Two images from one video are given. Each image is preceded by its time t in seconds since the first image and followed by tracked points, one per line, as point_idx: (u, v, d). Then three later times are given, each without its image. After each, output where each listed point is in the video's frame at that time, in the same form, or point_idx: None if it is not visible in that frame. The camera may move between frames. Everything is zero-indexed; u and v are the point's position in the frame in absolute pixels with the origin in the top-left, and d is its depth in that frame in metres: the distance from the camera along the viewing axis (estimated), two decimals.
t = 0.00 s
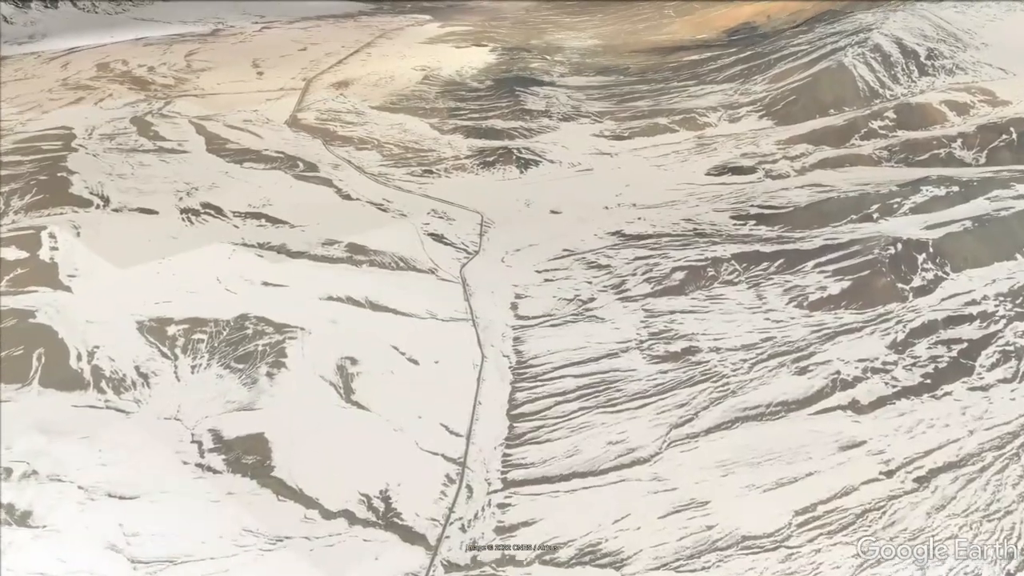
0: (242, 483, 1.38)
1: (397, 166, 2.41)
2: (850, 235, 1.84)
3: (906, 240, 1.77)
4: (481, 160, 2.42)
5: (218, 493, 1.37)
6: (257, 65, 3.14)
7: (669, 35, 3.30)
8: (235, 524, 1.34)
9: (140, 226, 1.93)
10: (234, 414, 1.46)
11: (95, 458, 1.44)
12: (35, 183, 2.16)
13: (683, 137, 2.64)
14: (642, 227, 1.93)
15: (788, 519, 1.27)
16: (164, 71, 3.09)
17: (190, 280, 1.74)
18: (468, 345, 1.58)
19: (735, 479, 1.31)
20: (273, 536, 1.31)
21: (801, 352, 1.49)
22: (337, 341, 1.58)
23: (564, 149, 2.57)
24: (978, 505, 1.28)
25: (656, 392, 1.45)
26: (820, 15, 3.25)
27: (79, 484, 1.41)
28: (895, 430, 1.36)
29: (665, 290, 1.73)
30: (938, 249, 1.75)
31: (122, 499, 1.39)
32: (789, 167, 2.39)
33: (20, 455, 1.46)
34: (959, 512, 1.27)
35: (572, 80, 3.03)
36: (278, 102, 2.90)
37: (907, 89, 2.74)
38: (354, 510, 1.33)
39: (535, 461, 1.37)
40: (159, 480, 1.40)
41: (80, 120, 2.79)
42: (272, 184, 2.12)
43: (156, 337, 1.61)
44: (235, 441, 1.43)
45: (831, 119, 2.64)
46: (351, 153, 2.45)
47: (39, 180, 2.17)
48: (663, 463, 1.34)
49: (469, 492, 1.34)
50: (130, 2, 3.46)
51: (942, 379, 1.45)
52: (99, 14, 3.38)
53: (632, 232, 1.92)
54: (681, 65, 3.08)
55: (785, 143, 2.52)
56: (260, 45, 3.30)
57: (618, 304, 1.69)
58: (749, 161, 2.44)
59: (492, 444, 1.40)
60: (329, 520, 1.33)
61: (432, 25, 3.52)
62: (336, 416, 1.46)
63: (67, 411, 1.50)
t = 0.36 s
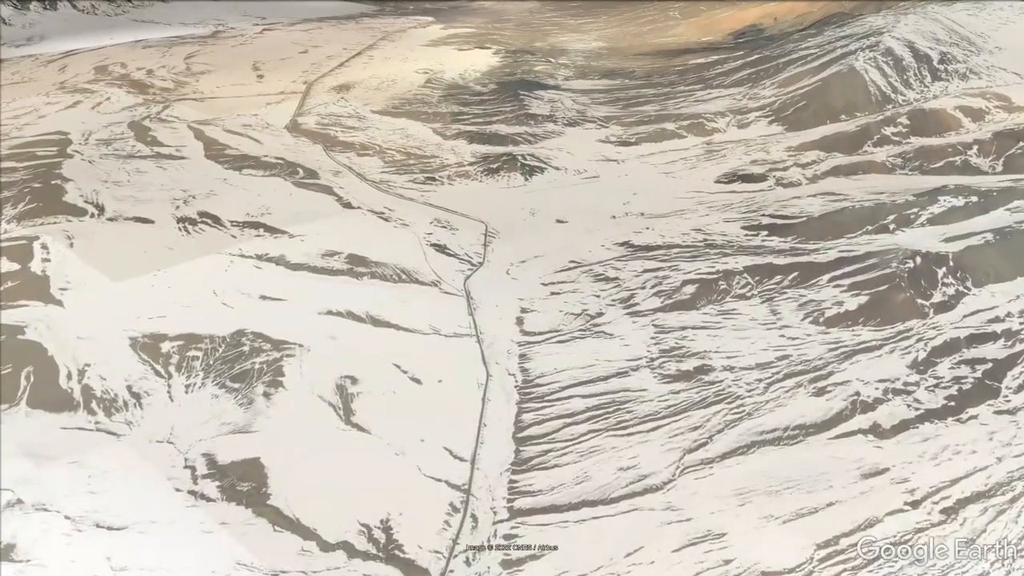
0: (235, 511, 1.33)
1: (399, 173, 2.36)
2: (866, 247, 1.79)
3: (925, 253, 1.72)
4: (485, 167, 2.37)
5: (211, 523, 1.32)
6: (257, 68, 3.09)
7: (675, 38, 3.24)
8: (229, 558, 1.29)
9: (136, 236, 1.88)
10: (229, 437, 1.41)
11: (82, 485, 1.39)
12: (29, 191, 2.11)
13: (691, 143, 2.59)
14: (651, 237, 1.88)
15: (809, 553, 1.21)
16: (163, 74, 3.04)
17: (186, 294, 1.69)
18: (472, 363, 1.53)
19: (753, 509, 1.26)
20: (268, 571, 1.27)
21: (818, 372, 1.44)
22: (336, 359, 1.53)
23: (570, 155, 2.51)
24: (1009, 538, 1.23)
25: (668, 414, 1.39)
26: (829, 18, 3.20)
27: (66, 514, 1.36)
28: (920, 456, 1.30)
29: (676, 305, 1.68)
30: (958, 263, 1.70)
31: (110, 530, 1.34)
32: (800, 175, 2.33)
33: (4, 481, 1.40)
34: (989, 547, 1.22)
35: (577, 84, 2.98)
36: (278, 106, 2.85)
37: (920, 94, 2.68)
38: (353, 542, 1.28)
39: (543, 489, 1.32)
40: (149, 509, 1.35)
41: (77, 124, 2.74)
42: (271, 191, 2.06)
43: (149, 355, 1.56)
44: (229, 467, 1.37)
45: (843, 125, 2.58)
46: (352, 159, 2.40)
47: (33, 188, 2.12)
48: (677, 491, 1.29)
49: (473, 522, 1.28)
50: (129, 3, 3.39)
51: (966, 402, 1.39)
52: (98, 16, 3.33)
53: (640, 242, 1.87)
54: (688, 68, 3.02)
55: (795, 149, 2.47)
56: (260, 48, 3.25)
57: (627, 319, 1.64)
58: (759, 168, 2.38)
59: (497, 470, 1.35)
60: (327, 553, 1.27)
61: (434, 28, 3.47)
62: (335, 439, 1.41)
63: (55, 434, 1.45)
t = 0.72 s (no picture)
0: (233, 540, 1.28)
1: (403, 180, 2.31)
2: (886, 258, 1.74)
3: (947, 266, 1.68)
4: (491, 174, 2.32)
5: (207, 554, 1.27)
6: (258, 70, 3.05)
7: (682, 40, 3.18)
8: None
9: (134, 246, 1.84)
10: (227, 459, 1.37)
11: (74, 513, 1.34)
12: (24, 199, 2.07)
13: (700, 148, 2.53)
14: (661, 247, 1.84)
15: None
16: (163, 77, 2.99)
17: (184, 308, 1.64)
18: (480, 381, 1.48)
19: (775, 540, 1.21)
20: None
21: (839, 392, 1.40)
22: (339, 377, 1.48)
23: (577, 161, 2.46)
24: None
25: (684, 436, 1.34)
26: (838, 20, 3.14)
27: (56, 543, 1.32)
28: (949, 484, 1.26)
29: (689, 319, 1.63)
30: (982, 276, 1.68)
31: (101, 562, 1.29)
32: (813, 182, 2.28)
33: None
34: None
35: (583, 87, 2.92)
36: (279, 110, 2.81)
37: (934, 99, 2.63)
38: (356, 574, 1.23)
39: (554, 517, 1.27)
40: (144, 539, 1.30)
41: (75, 129, 2.69)
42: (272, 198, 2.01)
43: (145, 372, 1.51)
44: (227, 493, 1.33)
45: (856, 130, 2.53)
46: (355, 165, 2.36)
47: (29, 196, 2.08)
48: (694, 520, 1.24)
49: (482, 552, 1.24)
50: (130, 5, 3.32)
51: (996, 425, 1.36)
52: (98, 18, 3.27)
53: (651, 253, 1.82)
54: (696, 72, 2.97)
55: (807, 156, 2.41)
56: (262, 50, 3.20)
57: (638, 334, 1.59)
58: (771, 175, 2.33)
59: (507, 496, 1.30)
60: None
61: (438, 29, 3.42)
62: (337, 462, 1.36)
63: (47, 457, 1.40)
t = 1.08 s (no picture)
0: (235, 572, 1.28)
1: (409, 187, 2.26)
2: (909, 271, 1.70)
3: (973, 281, 1.67)
4: (498, 181, 2.27)
5: None
6: (261, 74, 2.99)
7: (689, 42, 3.11)
8: None
9: (134, 257, 1.78)
10: (228, 485, 1.36)
11: (69, 543, 1.35)
12: (22, 208, 2.02)
13: (712, 154, 2.48)
14: (676, 258, 1.76)
15: None
16: (164, 80, 2.95)
17: (184, 321, 1.60)
18: (490, 401, 1.45)
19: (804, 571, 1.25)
20: None
21: (864, 415, 1.41)
22: (345, 397, 1.46)
23: (586, 168, 2.41)
24: None
25: (704, 462, 1.36)
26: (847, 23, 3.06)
27: None
28: (984, 514, 1.31)
29: (706, 334, 1.58)
30: (1011, 292, 1.66)
31: None
32: (829, 191, 2.23)
33: None
34: None
35: (591, 90, 2.86)
36: (282, 114, 2.76)
37: (951, 105, 2.59)
38: None
39: (571, 548, 1.28)
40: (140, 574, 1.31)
41: (75, 134, 2.65)
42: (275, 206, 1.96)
43: (143, 392, 1.48)
44: (228, 522, 1.33)
45: (872, 136, 2.48)
46: (359, 171, 2.31)
47: (26, 204, 2.03)
48: (717, 552, 1.27)
49: None
50: (132, 6, 3.23)
51: None
52: (100, 19, 3.19)
53: (666, 264, 1.73)
54: (705, 75, 2.90)
55: (823, 162, 2.35)
56: (264, 52, 3.16)
57: (654, 350, 1.54)
58: (785, 183, 2.28)
59: (521, 524, 1.30)
60: None
61: (442, 31, 3.36)
62: (343, 487, 1.35)
63: (41, 482, 1.39)
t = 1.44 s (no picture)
0: None
1: (415, 194, 2.22)
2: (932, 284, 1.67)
3: (1001, 295, 1.64)
4: (507, 188, 2.24)
5: None
6: (264, 76, 2.95)
7: (696, 44, 3.01)
8: None
9: (135, 266, 1.75)
10: (233, 511, 1.32)
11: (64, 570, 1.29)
12: (20, 216, 1.97)
13: (724, 161, 2.44)
14: (690, 269, 1.73)
15: None
16: (167, 83, 2.90)
17: (186, 335, 1.56)
18: (503, 421, 1.41)
19: None
20: None
21: (893, 437, 1.37)
22: (353, 417, 1.42)
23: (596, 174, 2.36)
24: None
25: (727, 487, 1.32)
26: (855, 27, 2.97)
27: None
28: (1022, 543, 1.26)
29: (725, 350, 1.53)
30: None
31: None
32: (846, 199, 2.18)
33: None
34: None
35: (599, 94, 2.81)
36: (286, 117, 2.71)
37: (969, 110, 2.54)
38: None
39: None
40: None
41: (76, 139, 2.61)
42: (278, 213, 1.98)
43: (144, 411, 1.45)
44: (232, 552, 1.28)
45: (888, 142, 2.43)
46: (365, 178, 2.27)
47: (25, 212, 1.99)
48: None
49: None
50: (133, 6, 3.17)
51: None
52: (101, 21, 3.13)
53: (679, 275, 1.71)
54: (715, 79, 2.84)
55: (838, 170, 2.31)
56: (267, 54, 3.11)
57: (671, 366, 1.50)
58: (800, 191, 2.22)
59: (540, 553, 1.26)
60: None
61: (446, 32, 3.30)
62: (351, 515, 1.30)
63: (36, 507, 1.34)
